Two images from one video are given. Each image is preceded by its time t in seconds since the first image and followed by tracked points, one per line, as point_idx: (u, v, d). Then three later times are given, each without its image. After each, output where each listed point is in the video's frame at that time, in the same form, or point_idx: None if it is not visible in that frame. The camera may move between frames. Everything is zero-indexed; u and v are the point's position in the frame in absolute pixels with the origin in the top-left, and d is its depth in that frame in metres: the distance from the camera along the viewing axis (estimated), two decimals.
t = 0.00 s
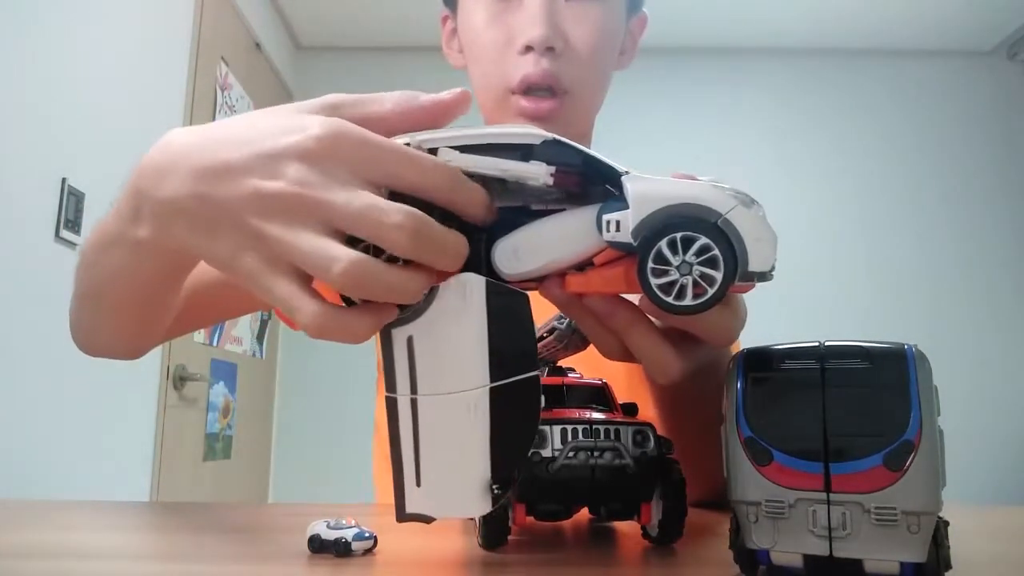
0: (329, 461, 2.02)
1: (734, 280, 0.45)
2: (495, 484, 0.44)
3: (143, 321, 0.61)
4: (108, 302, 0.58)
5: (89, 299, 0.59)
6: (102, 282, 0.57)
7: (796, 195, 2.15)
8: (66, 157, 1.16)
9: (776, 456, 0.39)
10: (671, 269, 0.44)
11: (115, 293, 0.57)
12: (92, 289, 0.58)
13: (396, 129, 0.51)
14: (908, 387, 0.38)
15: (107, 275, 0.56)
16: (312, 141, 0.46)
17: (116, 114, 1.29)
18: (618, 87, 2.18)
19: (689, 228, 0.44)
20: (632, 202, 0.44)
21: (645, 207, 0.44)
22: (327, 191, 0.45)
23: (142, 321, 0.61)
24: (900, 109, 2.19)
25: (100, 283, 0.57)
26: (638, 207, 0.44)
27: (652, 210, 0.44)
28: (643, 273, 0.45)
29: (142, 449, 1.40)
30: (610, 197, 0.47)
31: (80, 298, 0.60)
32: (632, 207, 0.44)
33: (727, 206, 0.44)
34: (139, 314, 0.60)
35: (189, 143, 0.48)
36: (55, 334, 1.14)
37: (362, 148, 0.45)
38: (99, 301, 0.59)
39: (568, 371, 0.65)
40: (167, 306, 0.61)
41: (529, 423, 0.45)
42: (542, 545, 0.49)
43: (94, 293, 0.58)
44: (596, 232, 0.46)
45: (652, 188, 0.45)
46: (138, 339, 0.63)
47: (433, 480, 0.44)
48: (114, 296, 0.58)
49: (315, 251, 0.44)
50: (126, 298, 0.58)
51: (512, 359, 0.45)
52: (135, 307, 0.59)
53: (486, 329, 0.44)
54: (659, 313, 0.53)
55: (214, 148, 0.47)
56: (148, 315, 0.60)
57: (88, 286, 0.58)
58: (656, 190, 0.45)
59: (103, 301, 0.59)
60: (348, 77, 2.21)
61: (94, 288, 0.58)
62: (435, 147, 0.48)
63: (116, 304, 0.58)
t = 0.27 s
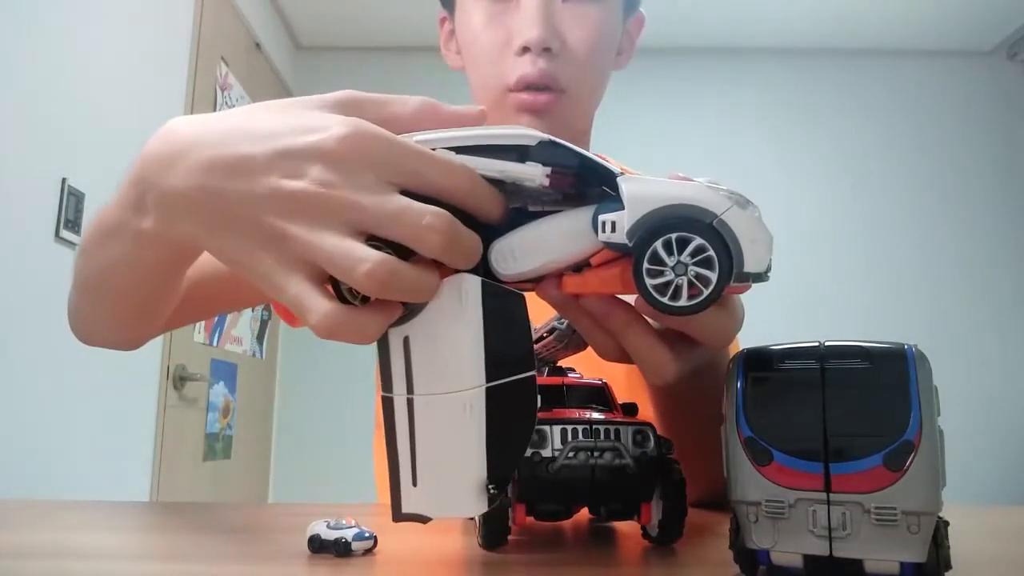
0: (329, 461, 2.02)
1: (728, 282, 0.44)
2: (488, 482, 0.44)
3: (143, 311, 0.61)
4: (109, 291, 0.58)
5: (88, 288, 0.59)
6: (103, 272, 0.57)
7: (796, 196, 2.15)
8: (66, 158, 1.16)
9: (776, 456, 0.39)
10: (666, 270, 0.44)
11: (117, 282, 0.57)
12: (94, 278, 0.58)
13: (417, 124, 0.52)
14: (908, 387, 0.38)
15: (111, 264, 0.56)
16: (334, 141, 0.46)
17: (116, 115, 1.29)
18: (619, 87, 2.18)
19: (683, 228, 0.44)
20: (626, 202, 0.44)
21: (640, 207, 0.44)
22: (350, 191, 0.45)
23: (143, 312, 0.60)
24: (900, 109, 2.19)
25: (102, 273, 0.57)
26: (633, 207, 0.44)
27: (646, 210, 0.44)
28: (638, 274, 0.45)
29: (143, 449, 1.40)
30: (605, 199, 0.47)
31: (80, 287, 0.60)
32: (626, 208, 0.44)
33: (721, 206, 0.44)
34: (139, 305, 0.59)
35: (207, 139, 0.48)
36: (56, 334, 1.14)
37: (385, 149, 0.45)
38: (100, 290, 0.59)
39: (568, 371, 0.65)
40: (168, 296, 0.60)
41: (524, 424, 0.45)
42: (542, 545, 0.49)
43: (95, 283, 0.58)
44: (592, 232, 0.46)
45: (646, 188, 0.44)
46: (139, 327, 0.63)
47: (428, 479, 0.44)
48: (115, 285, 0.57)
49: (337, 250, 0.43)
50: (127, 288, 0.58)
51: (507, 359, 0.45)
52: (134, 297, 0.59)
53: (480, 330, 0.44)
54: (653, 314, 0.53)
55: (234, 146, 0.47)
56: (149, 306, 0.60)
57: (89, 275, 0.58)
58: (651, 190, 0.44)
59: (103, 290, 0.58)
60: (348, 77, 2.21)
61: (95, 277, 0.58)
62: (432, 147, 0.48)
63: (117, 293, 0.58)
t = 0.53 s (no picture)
0: (329, 461, 2.02)
1: (725, 281, 0.45)
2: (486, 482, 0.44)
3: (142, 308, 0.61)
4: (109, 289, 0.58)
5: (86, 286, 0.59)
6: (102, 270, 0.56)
7: (796, 195, 2.15)
8: (67, 158, 1.16)
9: (776, 456, 0.39)
10: (663, 270, 0.45)
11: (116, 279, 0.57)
12: (92, 276, 0.58)
13: (415, 123, 0.52)
14: (908, 387, 0.38)
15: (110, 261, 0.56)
16: (336, 142, 0.46)
17: (117, 115, 1.29)
18: (619, 87, 2.18)
19: (680, 228, 0.45)
20: (624, 202, 0.45)
21: (637, 207, 0.45)
22: (352, 192, 0.45)
23: (142, 308, 0.60)
24: (900, 109, 2.19)
25: (100, 270, 0.57)
26: (631, 207, 0.45)
27: (644, 210, 0.45)
28: (636, 273, 0.45)
29: (143, 449, 1.40)
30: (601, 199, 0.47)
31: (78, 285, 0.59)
32: (624, 207, 0.45)
33: (718, 206, 0.45)
34: (137, 302, 0.59)
35: (206, 137, 0.48)
36: (56, 334, 1.14)
37: (387, 150, 0.45)
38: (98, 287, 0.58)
39: (568, 371, 0.65)
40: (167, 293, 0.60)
41: (522, 424, 0.45)
42: (541, 545, 0.49)
43: (95, 280, 0.58)
44: (590, 232, 0.46)
45: (643, 188, 0.45)
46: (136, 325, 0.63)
47: (426, 480, 0.44)
48: (114, 283, 0.57)
49: (339, 252, 0.43)
50: (125, 286, 0.57)
51: (505, 359, 0.45)
52: (134, 295, 0.59)
53: (478, 330, 0.45)
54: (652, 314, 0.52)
55: (234, 145, 0.47)
56: (148, 303, 0.60)
57: (87, 273, 0.58)
58: (647, 190, 0.45)
59: (102, 286, 0.58)
60: (348, 77, 2.21)
61: (95, 275, 0.57)
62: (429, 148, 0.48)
63: (116, 291, 0.58)
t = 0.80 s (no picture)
0: (329, 461, 2.02)
1: (728, 283, 0.45)
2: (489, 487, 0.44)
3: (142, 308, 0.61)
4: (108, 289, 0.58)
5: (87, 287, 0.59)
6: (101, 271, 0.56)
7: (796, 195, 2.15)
8: (67, 157, 1.16)
9: (776, 456, 0.39)
10: (666, 273, 0.45)
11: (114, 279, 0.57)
12: (92, 277, 0.58)
13: (413, 125, 0.52)
14: (908, 387, 0.38)
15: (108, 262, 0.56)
16: (330, 141, 0.46)
17: (116, 115, 1.29)
18: (619, 87, 2.18)
19: (684, 230, 0.45)
20: (626, 205, 0.45)
21: (640, 210, 0.44)
22: (345, 191, 0.45)
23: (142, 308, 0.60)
24: (900, 108, 2.19)
25: (100, 271, 0.57)
26: (633, 210, 0.45)
27: (647, 213, 0.45)
28: (639, 277, 0.45)
29: (143, 449, 1.40)
30: (602, 202, 0.47)
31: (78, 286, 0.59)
32: (626, 210, 0.45)
33: (721, 208, 0.45)
34: (138, 301, 0.59)
35: (205, 137, 0.48)
36: (56, 333, 1.14)
37: (381, 150, 0.45)
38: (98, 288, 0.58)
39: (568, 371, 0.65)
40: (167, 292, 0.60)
41: (524, 427, 0.45)
42: (542, 545, 0.49)
43: (94, 280, 0.58)
44: (592, 235, 0.46)
45: (645, 191, 0.45)
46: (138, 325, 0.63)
47: (429, 485, 0.44)
48: (114, 282, 0.57)
49: (333, 251, 0.43)
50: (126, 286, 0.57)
51: (506, 363, 0.45)
52: (134, 295, 0.59)
53: (479, 336, 0.45)
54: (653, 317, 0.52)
55: (230, 145, 0.47)
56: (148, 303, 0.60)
57: (87, 274, 0.58)
58: (650, 193, 0.45)
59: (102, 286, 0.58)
60: (348, 77, 2.21)
61: (94, 276, 0.57)
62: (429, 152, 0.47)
63: (116, 292, 0.58)
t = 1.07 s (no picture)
0: (330, 461, 2.02)
1: (732, 283, 0.45)
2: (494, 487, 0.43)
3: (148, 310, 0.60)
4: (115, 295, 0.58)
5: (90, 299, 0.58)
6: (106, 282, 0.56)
7: (796, 195, 2.15)
8: (67, 157, 1.16)
9: (776, 456, 0.39)
10: (670, 273, 0.45)
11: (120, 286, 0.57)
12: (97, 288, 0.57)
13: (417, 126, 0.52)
14: (908, 387, 0.38)
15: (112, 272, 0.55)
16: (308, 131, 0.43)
17: (116, 115, 1.29)
18: (619, 87, 2.18)
19: (688, 231, 0.45)
20: (631, 205, 0.45)
21: (645, 211, 0.44)
22: (316, 167, 0.40)
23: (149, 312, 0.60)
24: (901, 108, 2.19)
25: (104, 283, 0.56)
26: (638, 210, 0.45)
27: (652, 213, 0.45)
28: (643, 278, 0.45)
29: (143, 449, 1.40)
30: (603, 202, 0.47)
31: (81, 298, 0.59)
32: (631, 210, 0.45)
33: (725, 209, 0.45)
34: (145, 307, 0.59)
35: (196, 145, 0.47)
36: (57, 333, 1.14)
37: (326, 121, 0.40)
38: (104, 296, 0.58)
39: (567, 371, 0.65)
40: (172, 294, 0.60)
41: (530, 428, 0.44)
42: (541, 544, 0.49)
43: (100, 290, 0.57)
44: (595, 235, 0.46)
45: (650, 191, 0.45)
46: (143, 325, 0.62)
47: (433, 487, 0.43)
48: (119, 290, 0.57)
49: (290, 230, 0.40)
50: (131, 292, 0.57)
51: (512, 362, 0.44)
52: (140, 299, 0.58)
53: (484, 334, 0.44)
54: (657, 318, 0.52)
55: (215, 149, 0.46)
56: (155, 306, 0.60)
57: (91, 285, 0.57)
58: (654, 193, 0.45)
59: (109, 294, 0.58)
60: (347, 77, 2.21)
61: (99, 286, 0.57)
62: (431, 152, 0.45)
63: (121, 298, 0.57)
